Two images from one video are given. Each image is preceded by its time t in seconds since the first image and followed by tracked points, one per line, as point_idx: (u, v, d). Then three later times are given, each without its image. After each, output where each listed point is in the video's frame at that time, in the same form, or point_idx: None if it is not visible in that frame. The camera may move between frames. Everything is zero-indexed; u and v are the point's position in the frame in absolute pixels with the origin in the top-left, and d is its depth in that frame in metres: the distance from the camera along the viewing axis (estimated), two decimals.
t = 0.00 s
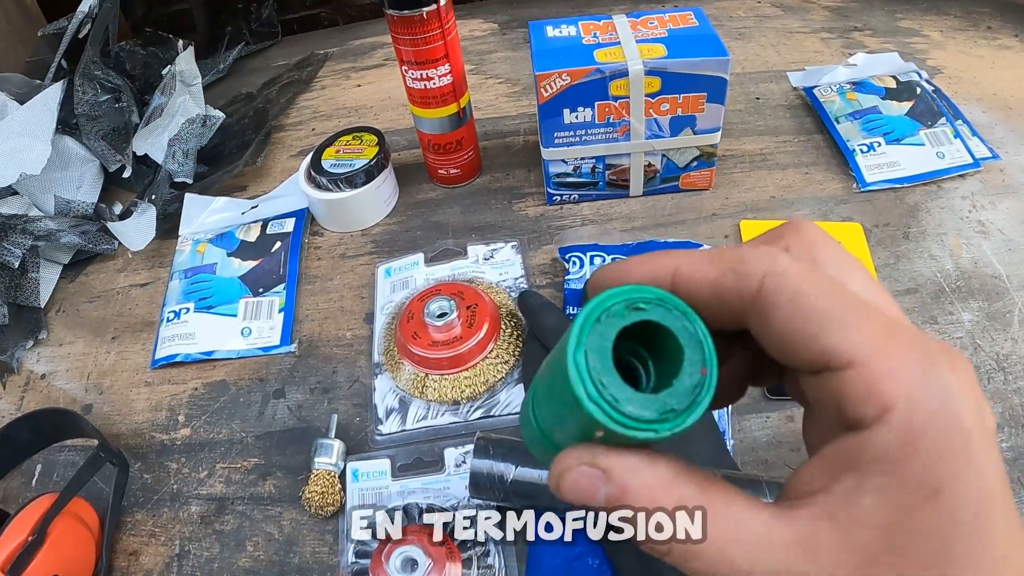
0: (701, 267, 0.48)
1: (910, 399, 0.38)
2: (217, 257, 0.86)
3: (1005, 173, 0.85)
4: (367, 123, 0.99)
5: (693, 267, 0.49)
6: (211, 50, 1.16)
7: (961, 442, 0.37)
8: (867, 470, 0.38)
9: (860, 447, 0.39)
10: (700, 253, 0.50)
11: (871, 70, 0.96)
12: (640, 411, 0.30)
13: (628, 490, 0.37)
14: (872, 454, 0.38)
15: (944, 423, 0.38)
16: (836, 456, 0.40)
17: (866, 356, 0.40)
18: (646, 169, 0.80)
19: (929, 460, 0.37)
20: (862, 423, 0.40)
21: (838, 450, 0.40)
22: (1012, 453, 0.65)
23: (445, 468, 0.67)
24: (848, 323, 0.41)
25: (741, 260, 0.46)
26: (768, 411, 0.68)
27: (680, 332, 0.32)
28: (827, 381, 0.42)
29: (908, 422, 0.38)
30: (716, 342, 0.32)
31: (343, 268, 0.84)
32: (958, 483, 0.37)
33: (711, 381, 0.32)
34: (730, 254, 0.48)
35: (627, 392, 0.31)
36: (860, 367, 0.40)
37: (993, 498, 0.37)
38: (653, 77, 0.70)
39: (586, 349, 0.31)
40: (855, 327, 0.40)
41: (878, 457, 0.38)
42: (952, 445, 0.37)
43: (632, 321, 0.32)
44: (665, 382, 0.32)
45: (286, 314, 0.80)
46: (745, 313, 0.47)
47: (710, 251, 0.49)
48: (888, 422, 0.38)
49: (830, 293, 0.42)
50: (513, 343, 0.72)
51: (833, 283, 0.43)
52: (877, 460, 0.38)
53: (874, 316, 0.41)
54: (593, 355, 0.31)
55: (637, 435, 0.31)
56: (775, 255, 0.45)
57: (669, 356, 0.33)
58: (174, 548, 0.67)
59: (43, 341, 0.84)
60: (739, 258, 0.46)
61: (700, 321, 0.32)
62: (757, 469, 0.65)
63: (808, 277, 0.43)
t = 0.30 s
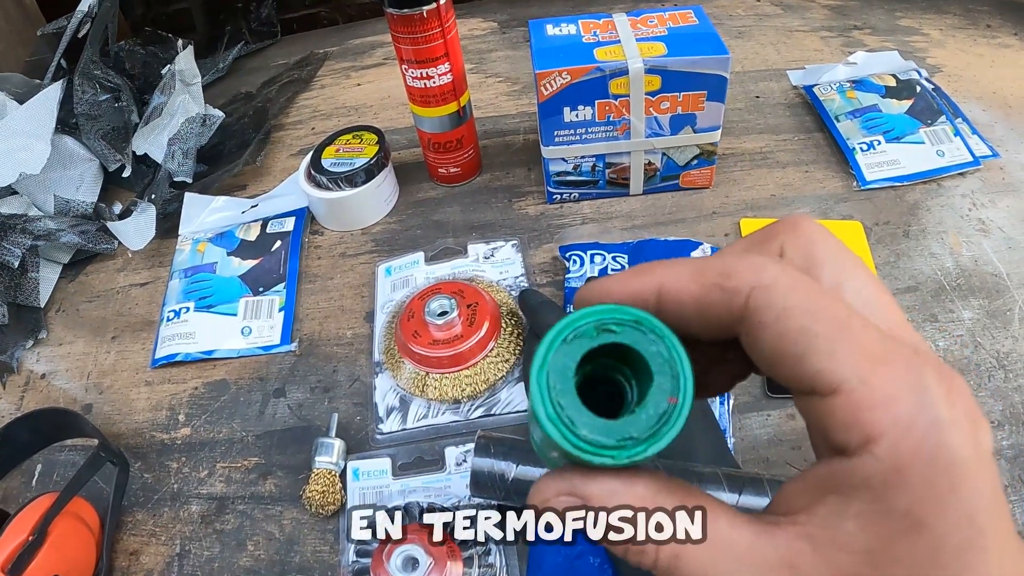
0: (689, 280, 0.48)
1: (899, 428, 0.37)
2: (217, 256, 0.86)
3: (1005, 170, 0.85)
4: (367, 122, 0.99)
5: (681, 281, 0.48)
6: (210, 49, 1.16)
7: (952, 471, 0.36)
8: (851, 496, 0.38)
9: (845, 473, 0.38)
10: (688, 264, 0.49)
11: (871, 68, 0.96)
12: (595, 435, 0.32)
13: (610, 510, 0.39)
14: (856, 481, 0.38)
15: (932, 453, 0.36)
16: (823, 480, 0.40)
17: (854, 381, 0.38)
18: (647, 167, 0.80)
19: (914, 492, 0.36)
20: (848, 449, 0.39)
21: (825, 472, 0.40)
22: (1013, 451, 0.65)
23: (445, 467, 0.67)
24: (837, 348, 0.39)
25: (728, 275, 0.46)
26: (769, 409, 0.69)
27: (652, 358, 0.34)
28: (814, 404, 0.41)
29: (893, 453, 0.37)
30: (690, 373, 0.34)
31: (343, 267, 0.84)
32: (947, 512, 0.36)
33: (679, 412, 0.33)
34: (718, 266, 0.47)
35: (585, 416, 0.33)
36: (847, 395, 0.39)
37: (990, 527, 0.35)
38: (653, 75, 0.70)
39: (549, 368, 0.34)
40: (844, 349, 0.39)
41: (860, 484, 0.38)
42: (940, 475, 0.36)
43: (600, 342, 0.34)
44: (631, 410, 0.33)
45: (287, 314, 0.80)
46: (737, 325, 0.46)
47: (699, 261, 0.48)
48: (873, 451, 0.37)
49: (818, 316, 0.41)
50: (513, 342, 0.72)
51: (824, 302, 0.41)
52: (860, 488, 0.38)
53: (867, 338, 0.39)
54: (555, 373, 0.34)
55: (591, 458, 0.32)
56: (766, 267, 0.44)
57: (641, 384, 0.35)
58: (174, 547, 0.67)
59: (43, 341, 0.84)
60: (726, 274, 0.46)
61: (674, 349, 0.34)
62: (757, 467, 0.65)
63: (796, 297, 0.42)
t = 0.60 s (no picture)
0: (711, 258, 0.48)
1: (904, 421, 0.39)
2: (218, 255, 0.86)
3: (1006, 170, 0.85)
4: (367, 121, 0.99)
5: (702, 257, 0.48)
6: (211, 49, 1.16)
7: (952, 461, 0.38)
8: (857, 493, 0.38)
9: (849, 469, 0.39)
10: (713, 239, 0.48)
11: (872, 67, 0.96)
12: (616, 419, 0.32)
13: (610, 510, 0.38)
14: (861, 477, 0.38)
15: (934, 447, 0.38)
16: (829, 475, 0.40)
17: (864, 372, 0.40)
18: (648, 166, 0.80)
19: (918, 483, 0.37)
20: (852, 441, 0.40)
21: (827, 470, 0.40)
22: (1014, 449, 0.65)
23: (446, 466, 0.67)
24: (852, 336, 0.41)
25: (751, 255, 0.46)
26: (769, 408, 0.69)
27: (682, 346, 0.34)
28: (823, 387, 0.43)
29: (900, 444, 0.38)
30: (719, 364, 0.33)
31: (343, 266, 0.84)
32: (948, 504, 0.37)
33: (704, 403, 0.32)
34: (740, 245, 0.47)
35: (607, 399, 0.33)
36: (855, 384, 0.40)
37: (988, 513, 0.37)
38: (654, 74, 0.70)
39: (575, 349, 0.34)
40: (858, 336, 0.41)
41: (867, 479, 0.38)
42: (944, 469, 0.37)
43: (628, 326, 0.34)
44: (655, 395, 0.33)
45: (287, 312, 0.80)
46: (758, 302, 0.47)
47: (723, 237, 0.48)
48: (879, 443, 0.39)
49: (837, 301, 0.42)
50: (514, 340, 0.72)
51: (844, 289, 0.42)
52: (868, 480, 0.38)
53: (882, 329, 0.41)
54: (581, 355, 0.34)
55: (611, 442, 0.32)
56: (790, 245, 0.45)
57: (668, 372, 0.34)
58: (175, 546, 0.67)
59: (43, 340, 0.84)
60: (749, 251, 0.46)
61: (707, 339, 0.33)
62: (758, 466, 0.65)
63: (819, 281, 0.43)
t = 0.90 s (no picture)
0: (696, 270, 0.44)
1: (893, 438, 0.39)
2: (219, 254, 0.86)
3: (1007, 169, 0.85)
4: (369, 120, 0.99)
5: (689, 267, 0.45)
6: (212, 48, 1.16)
7: (939, 469, 0.39)
8: (853, 506, 0.39)
9: (844, 484, 0.40)
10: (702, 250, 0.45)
11: (873, 66, 0.96)
12: (571, 433, 0.32)
13: (610, 510, 0.39)
14: (856, 491, 0.39)
15: (925, 458, 0.39)
16: (824, 489, 0.41)
17: (852, 398, 0.39)
18: (649, 165, 0.80)
19: (912, 492, 0.38)
20: (844, 459, 0.40)
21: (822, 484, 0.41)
22: (1015, 449, 0.65)
23: (448, 465, 0.67)
24: (838, 367, 0.39)
25: (739, 280, 0.43)
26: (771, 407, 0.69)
27: (626, 351, 0.32)
28: (808, 414, 0.42)
29: (892, 460, 0.39)
30: (668, 356, 0.32)
31: (345, 265, 0.84)
32: (939, 512, 0.38)
33: (657, 399, 0.31)
34: (728, 265, 0.44)
35: (564, 415, 0.33)
36: (844, 410, 0.39)
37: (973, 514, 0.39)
38: (655, 73, 0.70)
39: (533, 376, 0.35)
40: (844, 366, 0.39)
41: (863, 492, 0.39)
42: (933, 477, 0.39)
43: (578, 342, 0.34)
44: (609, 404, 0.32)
45: (289, 312, 0.80)
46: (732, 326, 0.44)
47: (714, 251, 0.44)
48: (871, 460, 0.39)
49: (822, 335, 0.40)
50: (516, 339, 0.72)
51: (828, 319, 0.41)
52: (860, 495, 0.39)
53: (866, 355, 0.40)
54: (538, 380, 0.34)
55: (573, 456, 0.33)
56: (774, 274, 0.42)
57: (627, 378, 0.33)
58: (177, 545, 0.67)
59: (44, 339, 0.84)
60: (736, 276, 0.43)
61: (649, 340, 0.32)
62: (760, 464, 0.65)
63: (805, 310, 0.41)
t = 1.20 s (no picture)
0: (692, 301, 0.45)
1: (899, 443, 0.40)
2: (221, 253, 0.86)
3: (1009, 169, 0.85)
4: (371, 120, 0.99)
5: (688, 296, 0.45)
6: (213, 48, 1.16)
7: (944, 470, 0.40)
8: (862, 507, 0.40)
9: (852, 487, 0.41)
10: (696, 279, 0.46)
11: (875, 66, 0.96)
12: (614, 429, 0.32)
13: (610, 510, 0.37)
14: (864, 493, 0.40)
15: (929, 458, 0.40)
16: (832, 493, 0.42)
17: (857, 406, 0.41)
18: (652, 165, 0.80)
19: (919, 492, 0.39)
20: (854, 464, 0.41)
21: (832, 487, 0.42)
22: (1019, 448, 0.65)
23: (451, 464, 0.67)
24: (842, 379, 0.42)
25: (738, 303, 0.44)
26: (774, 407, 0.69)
27: (665, 349, 0.33)
28: (817, 424, 0.43)
29: (898, 463, 0.40)
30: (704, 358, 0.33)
31: (347, 264, 0.84)
32: (948, 510, 0.39)
33: (700, 395, 0.32)
34: (725, 289, 0.45)
35: (603, 413, 0.32)
36: (850, 419, 0.41)
37: (980, 511, 0.40)
38: (658, 72, 0.70)
39: (563, 375, 0.34)
40: (847, 376, 0.42)
41: (871, 495, 0.40)
42: (939, 476, 0.39)
43: (609, 342, 0.34)
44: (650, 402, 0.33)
45: (291, 311, 0.80)
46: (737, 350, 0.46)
47: (709, 278, 0.46)
48: (879, 464, 0.40)
49: (823, 349, 0.42)
50: (519, 338, 0.72)
51: (827, 333, 0.43)
52: (870, 496, 0.40)
53: (868, 365, 0.42)
54: (569, 378, 0.34)
55: (617, 454, 0.32)
56: (772, 296, 0.44)
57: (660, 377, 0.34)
58: (179, 545, 0.66)
59: (46, 339, 0.84)
60: (734, 299, 0.45)
61: (686, 338, 0.33)
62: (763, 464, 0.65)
63: (805, 327, 0.43)
